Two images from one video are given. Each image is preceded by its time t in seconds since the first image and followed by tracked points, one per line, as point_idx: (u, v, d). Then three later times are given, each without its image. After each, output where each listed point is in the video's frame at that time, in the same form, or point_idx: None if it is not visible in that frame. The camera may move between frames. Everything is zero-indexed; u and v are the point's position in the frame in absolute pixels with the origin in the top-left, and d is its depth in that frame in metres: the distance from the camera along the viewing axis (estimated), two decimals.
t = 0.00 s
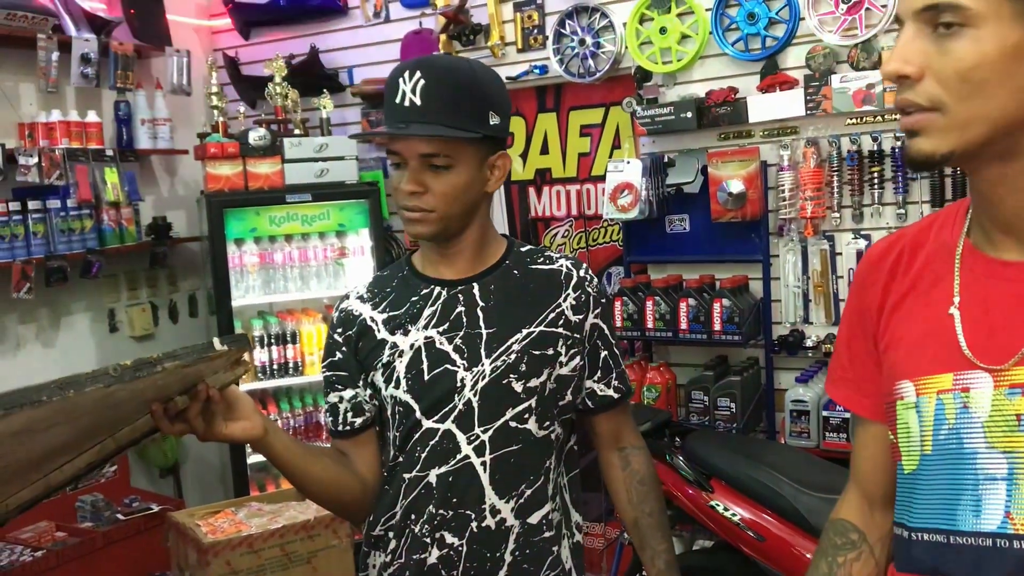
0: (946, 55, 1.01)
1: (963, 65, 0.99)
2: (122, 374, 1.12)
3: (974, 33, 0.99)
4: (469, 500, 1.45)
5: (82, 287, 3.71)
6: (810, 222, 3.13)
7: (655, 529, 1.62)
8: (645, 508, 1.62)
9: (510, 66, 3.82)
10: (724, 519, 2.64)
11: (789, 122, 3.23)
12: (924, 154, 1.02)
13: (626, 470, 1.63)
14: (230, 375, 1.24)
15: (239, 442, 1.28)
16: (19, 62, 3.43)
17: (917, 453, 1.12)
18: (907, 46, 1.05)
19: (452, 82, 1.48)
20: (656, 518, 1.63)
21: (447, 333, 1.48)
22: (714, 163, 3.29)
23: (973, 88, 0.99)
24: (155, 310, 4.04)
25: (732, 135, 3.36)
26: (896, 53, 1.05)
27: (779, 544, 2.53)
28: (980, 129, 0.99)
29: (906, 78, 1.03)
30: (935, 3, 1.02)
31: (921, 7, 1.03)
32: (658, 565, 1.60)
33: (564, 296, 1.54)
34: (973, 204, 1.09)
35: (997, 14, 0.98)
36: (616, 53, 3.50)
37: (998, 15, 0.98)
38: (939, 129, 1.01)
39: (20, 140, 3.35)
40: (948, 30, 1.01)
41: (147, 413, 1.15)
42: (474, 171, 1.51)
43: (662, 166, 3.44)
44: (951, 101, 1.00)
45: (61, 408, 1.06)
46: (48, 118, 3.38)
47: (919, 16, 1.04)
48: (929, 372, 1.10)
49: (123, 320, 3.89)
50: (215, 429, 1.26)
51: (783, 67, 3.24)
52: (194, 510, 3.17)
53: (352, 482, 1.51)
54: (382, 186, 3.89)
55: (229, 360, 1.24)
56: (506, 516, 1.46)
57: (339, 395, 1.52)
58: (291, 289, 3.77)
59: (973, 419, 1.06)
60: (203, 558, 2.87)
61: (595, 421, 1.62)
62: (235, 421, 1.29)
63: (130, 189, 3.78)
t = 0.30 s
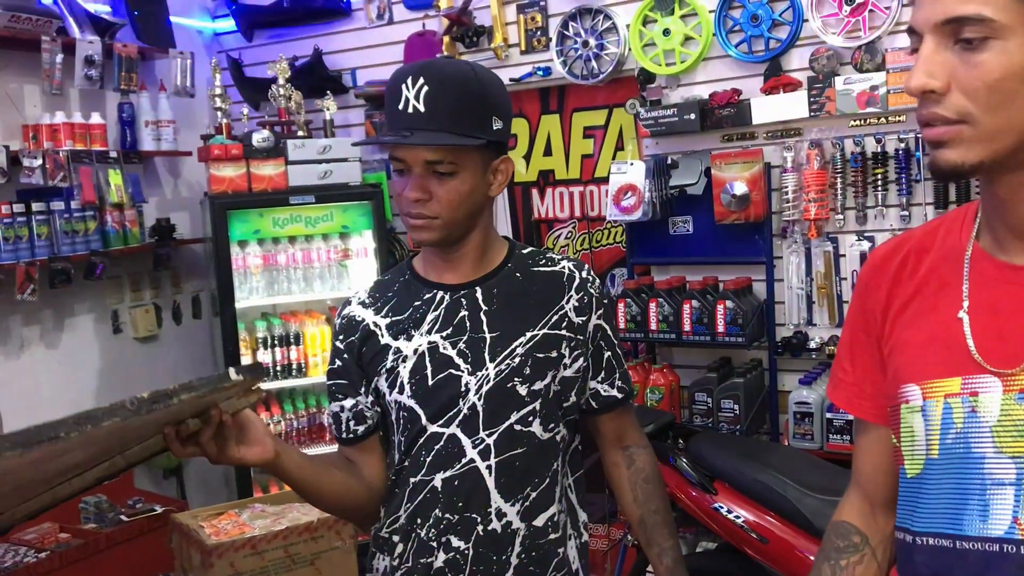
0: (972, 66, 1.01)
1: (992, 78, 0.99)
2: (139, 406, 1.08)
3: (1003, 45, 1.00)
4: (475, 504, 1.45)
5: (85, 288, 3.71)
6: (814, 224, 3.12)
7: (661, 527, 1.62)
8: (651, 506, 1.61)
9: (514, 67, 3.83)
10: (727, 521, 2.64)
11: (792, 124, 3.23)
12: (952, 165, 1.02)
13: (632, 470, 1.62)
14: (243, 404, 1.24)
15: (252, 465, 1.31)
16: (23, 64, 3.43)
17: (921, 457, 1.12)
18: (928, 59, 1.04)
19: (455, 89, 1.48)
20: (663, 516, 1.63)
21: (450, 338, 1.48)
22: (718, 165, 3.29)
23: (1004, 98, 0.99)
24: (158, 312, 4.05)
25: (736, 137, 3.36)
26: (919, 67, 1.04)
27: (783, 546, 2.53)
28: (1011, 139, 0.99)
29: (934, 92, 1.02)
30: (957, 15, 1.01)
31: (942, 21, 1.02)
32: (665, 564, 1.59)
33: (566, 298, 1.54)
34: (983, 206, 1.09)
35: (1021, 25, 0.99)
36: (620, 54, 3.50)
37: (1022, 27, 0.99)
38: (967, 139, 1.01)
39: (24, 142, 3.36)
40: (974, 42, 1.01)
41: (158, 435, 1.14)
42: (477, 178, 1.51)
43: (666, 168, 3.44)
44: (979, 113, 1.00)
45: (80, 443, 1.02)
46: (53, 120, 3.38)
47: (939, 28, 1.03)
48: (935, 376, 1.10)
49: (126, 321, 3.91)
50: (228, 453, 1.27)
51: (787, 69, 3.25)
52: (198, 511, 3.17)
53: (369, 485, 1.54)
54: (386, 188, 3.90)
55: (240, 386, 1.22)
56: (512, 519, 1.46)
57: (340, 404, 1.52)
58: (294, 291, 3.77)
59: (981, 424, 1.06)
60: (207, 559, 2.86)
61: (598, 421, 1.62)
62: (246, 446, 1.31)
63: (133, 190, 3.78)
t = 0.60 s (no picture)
0: (972, 67, 1.00)
1: (994, 77, 0.99)
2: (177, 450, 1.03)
3: (1001, 45, 0.99)
4: (486, 501, 1.45)
5: (90, 287, 3.71)
6: (820, 222, 3.10)
7: (675, 521, 1.61)
8: (664, 501, 1.61)
9: (519, 66, 3.82)
10: (733, 520, 2.63)
11: (797, 122, 3.23)
12: (953, 164, 1.01)
13: (644, 465, 1.62)
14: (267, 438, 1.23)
15: (274, 493, 1.30)
16: (29, 63, 3.43)
17: (930, 453, 1.12)
18: (928, 60, 1.03)
19: (457, 87, 1.47)
20: (676, 510, 1.62)
21: (459, 335, 1.48)
22: (724, 163, 3.28)
23: (1005, 98, 0.99)
24: (163, 310, 4.05)
25: (741, 135, 3.36)
26: (919, 70, 1.03)
27: (789, 545, 2.52)
28: (1012, 138, 0.99)
29: (934, 94, 1.02)
30: (957, 16, 1.00)
31: (941, 22, 1.02)
32: (678, 558, 1.59)
33: (576, 293, 1.53)
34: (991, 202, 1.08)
35: (1021, 25, 0.98)
36: (625, 53, 3.49)
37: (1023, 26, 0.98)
38: (968, 139, 1.01)
39: (30, 140, 3.36)
40: (975, 43, 1.00)
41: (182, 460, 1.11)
42: (482, 175, 1.50)
43: (672, 166, 3.43)
44: (981, 113, 0.99)
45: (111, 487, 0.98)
46: (58, 118, 3.38)
47: (939, 29, 1.02)
48: (944, 372, 1.09)
49: (132, 320, 3.91)
50: (251, 484, 1.27)
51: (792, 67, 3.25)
52: (203, 510, 3.17)
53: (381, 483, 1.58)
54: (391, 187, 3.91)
55: (264, 426, 1.22)
56: (523, 515, 1.46)
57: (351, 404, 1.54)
58: (299, 290, 3.77)
59: (989, 420, 1.05)
60: (213, 558, 2.88)
61: (610, 416, 1.62)
62: (269, 476, 1.30)
63: (139, 189, 3.78)
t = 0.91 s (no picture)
0: (968, 66, 0.99)
1: (990, 76, 0.98)
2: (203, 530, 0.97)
3: (998, 43, 0.98)
4: (492, 500, 1.44)
5: (93, 287, 3.71)
6: (824, 221, 3.10)
7: (682, 517, 1.60)
8: (671, 497, 1.60)
9: (523, 64, 3.81)
10: (737, 519, 2.63)
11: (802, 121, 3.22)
12: (954, 162, 1.00)
13: (650, 460, 1.62)
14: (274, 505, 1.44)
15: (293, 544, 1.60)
16: (33, 63, 3.44)
17: (936, 451, 1.11)
18: (924, 61, 1.03)
19: (461, 86, 1.46)
20: (683, 506, 1.61)
21: (463, 334, 1.48)
22: (728, 162, 3.27)
23: (1001, 96, 0.98)
24: (166, 310, 4.05)
25: (745, 134, 3.35)
26: (916, 69, 1.03)
27: (794, 544, 2.51)
28: (1012, 136, 0.98)
29: (929, 93, 1.01)
30: (951, 15, 1.00)
31: (937, 21, 1.01)
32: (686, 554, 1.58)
33: (579, 290, 1.53)
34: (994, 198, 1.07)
35: (1018, 23, 0.97)
36: (629, 51, 3.49)
37: (1019, 23, 0.97)
38: (967, 138, 1.00)
39: (33, 140, 3.36)
40: (970, 42, 0.99)
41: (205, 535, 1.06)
42: (485, 174, 1.50)
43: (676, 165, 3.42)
44: (978, 112, 0.98)
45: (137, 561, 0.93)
46: (62, 118, 3.38)
47: (934, 28, 1.02)
48: (949, 370, 1.09)
49: (136, 319, 3.91)
50: (277, 538, 1.59)
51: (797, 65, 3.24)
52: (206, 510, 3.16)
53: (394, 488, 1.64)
54: (395, 186, 3.90)
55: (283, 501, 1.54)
56: (530, 514, 1.45)
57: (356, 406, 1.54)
58: (303, 289, 3.76)
59: (994, 418, 1.05)
60: (218, 557, 2.89)
61: (616, 413, 1.61)
62: (285, 532, 1.60)
63: (143, 188, 3.77)
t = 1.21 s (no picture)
0: (971, 71, 0.99)
1: (993, 81, 0.97)
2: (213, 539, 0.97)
3: (1000, 48, 0.98)
4: (494, 501, 1.44)
5: (95, 287, 3.71)
6: (826, 222, 3.11)
7: (683, 512, 1.59)
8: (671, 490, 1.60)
9: (525, 65, 3.81)
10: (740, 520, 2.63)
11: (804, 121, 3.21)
12: (958, 167, 1.00)
13: (650, 455, 1.61)
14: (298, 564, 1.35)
15: None
16: (36, 64, 3.44)
17: (937, 452, 1.10)
18: (925, 66, 1.02)
19: (459, 87, 1.46)
20: (684, 501, 1.60)
21: (459, 336, 1.48)
22: (731, 162, 3.27)
23: (1006, 102, 0.97)
24: (169, 310, 4.05)
25: (748, 134, 3.34)
26: (919, 74, 1.02)
27: (796, 544, 2.51)
28: (1014, 141, 0.98)
29: (933, 99, 1.01)
30: (952, 21, 0.99)
31: (937, 26, 1.01)
32: (688, 548, 1.58)
33: (574, 287, 1.53)
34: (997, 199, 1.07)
35: (1020, 28, 0.97)
36: (631, 52, 3.50)
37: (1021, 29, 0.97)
38: (970, 143, 0.99)
39: (36, 140, 3.37)
40: (971, 48, 0.99)
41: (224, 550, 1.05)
42: (482, 175, 1.49)
43: (678, 164, 3.42)
44: (982, 117, 0.98)
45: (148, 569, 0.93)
46: (65, 118, 3.38)
47: (935, 34, 1.01)
48: (951, 371, 1.08)
49: (138, 320, 3.92)
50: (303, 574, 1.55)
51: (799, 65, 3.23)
52: (208, 510, 3.17)
53: (395, 495, 1.64)
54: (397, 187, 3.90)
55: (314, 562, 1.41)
56: (533, 514, 1.45)
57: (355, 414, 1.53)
58: (305, 289, 3.76)
59: (996, 420, 1.04)
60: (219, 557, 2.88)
61: (614, 409, 1.61)
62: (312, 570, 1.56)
63: (145, 189, 3.78)
